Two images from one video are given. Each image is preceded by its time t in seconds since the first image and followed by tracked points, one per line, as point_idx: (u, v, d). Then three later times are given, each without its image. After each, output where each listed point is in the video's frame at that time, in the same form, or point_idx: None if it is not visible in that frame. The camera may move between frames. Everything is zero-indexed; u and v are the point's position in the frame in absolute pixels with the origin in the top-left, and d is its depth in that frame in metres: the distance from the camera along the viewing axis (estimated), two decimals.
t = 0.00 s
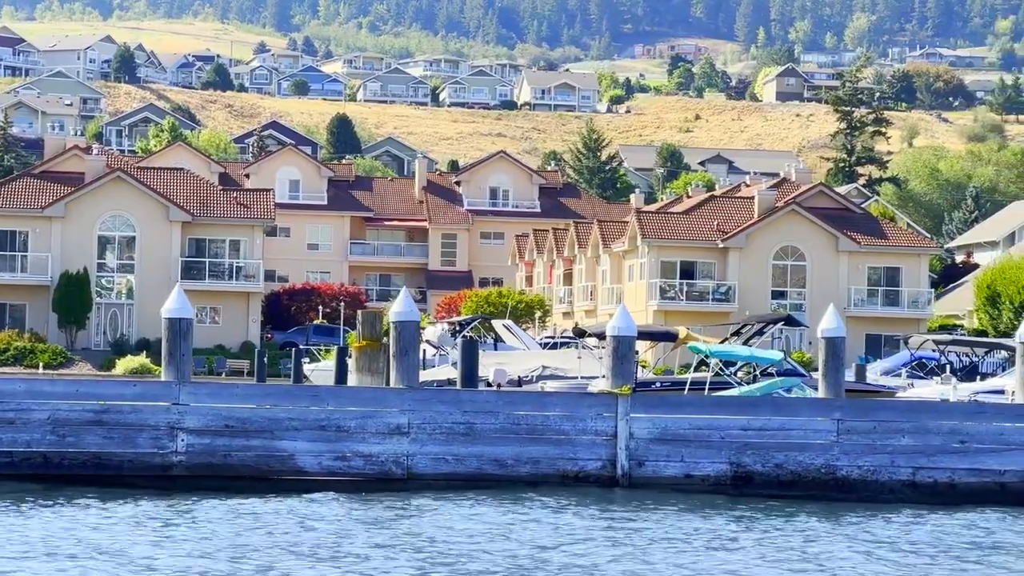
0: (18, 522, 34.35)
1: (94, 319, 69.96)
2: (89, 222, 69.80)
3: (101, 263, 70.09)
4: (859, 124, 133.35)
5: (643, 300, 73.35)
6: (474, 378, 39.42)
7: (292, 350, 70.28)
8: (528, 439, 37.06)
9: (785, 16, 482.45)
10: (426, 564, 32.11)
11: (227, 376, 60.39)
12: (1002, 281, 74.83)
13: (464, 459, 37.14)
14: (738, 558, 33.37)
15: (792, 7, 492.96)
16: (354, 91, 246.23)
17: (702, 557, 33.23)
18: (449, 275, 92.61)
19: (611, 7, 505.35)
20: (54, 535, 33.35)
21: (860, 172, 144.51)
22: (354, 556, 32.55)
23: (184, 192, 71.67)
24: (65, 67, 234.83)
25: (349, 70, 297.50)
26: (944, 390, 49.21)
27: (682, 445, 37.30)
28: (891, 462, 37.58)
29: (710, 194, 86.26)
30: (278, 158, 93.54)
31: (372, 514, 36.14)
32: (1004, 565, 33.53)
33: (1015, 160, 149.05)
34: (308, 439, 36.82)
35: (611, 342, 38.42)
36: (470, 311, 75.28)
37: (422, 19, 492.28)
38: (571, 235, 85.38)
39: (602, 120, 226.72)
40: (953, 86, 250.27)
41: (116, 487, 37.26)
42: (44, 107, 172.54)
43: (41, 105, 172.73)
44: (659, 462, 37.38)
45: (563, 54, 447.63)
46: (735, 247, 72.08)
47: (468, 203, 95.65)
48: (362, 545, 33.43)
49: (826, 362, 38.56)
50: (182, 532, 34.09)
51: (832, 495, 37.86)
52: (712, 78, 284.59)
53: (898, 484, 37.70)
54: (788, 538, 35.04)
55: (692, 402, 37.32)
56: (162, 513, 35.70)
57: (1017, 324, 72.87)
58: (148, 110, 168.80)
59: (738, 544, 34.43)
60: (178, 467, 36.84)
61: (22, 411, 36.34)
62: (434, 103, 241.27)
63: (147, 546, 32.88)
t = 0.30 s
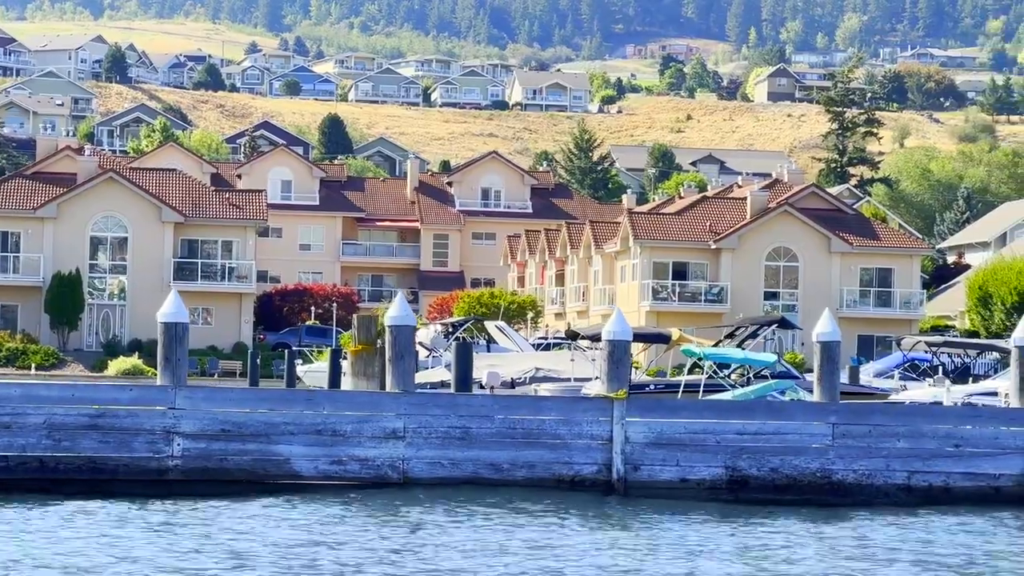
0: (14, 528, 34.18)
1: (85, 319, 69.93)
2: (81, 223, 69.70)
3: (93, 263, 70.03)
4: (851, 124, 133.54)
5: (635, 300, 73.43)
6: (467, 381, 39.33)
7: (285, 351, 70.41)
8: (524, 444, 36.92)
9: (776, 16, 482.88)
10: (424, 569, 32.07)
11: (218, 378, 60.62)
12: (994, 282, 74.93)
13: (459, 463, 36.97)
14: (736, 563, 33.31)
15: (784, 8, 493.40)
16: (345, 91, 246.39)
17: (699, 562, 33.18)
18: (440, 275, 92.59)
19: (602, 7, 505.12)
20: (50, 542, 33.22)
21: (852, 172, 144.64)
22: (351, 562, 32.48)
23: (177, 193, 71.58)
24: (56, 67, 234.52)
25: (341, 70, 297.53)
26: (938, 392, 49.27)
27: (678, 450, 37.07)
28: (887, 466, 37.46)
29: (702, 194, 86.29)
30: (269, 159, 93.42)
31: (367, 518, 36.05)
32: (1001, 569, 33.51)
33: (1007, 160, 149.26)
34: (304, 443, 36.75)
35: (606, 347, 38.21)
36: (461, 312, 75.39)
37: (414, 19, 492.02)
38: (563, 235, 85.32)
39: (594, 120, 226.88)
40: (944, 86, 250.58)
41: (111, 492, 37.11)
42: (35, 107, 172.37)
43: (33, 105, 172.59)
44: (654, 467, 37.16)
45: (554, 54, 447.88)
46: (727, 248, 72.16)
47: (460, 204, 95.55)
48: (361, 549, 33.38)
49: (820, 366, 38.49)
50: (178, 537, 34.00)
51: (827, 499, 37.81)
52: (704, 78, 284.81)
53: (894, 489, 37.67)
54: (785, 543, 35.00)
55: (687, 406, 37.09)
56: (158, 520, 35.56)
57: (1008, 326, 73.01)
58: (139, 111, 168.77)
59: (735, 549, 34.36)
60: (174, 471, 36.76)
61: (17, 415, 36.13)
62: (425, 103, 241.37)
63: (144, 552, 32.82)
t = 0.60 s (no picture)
0: (11, 533, 34.19)
1: (79, 321, 69.87)
2: (75, 224, 69.62)
3: (87, 264, 69.96)
4: (845, 125, 133.69)
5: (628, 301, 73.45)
6: (463, 386, 39.33)
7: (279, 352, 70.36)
8: (520, 448, 36.91)
9: (769, 16, 483.08)
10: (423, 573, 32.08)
11: (211, 378, 60.43)
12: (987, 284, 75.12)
13: (457, 467, 36.95)
14: (734, 567, 33.33)
15: (777, 8, 493.60)
16: (338, 91, 246.53)
17: (697, 567, 33.21)
18: (434, 276, 92.55)
19: (596, 7, 504.86)
20: (48, 546, 33.23)
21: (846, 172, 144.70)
22: (350, 566, 32.49)
23: (171, 194, 71.52)
24: (50, 67, 234.30)
25: (334, 70, 297.46)
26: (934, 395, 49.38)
27: (675, 454, 37.03)
28: (884, 471, 37.56)
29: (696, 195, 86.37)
30: (263, 159, 93.30)
31: (363, 522, 36.04)
32: (998, 573, 33.59)
33: (1000, 161, 149.44)
34: (301, 447, 36.78)
35: (603, 351, 38.18)
36: (455, 313, 75.39)
37: (407, 19, 491.80)
38: (556, 236, 85.26)
39: (587, 120, 226.96)
40: (937, 87, 250.86)
41: (108, 496, 37.15)
42: (29, 107, 172.18)
43: (27, 105, 172.47)
44: (651, 471, 37.13)
45: (547, 54, 447.93)
46: (721, 249, 72.17)
47: (454, 204, 95.53)
48: (359, 554, 33.38)
49: (818, 371, 38.49)
50: (176, 542, 34.03)
51: (824, 504, 37.83)
52: (697, 78, 284.99)
53: (889, 493, 37.76)
54: (781, 548, 35.03)
55: (684, 410, 37.07)
56: (155, 524, 35.57)
57: (1002, 327, 73.14)
58: (133, 111, 168.74)
59: (733, 553, 34.38)
60: (170, 475, 36.77)
61: (14, 420, 36.18)
62: (419, 103, 241.40)
63: (142, 556, 32.83)
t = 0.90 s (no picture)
0: (12, 530, 34.29)
1: (76, 320, 69.81)
2: (72, 223, 69.60)
3: (85, 263, 69.88)
4: (841, 125, 133.83)
5: (625, 300, 73.45)
6: (463, 384, 39.34)
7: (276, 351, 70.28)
8: (521, 447, 36.88)
9: (764, 16, 482.82)
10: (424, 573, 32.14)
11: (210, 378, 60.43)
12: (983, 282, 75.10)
13: (457, 466, 36.94)
14: (734, 566, 33.39)
15: (773, 7, 493.42)
16: (334, 90, 246.47)
17: (697, 565, 33.25)
18: (430, 275, 92.55)
19: (592, 6, 503.72)
20: (49, 544, 33.32)
21: (842, 172, 144.57)
22: (352, 564, 32.54)
23: (168, 193, 71.48)
24: (45, 67, 234.08)
25: (330, 69, 297.15)
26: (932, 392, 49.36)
27: (676, 453, 37.05)
28: (885, 469, 37.58)
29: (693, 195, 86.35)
30: (259, 158, 93.21)
31: (365, 521, 36.06)
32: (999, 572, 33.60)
33: (997, 161, 149.30)
34: (302, 446, 36.82)
35: (603, 349, 38.14)
36: (452, 313, 75.34)
37: (403, 18, 491.24)
38: (554, 236, 85.15)
39: (583, 120, 226.78)
40: (933, 86, 250.68)
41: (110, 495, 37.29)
42: (24, 107, 172.00)
43: (22, 105, 172.27)
44: (652, 470, 37.14)
45: (543, 54, 447.59)
46: (718, 248, 72.17)
47: (451, 203, 95.48)
48: (360, 553, 33.46)
49: (818, 370, 38.52)
50: (176, 540, 34.02)
51: (824, 503, 37.85)
52: (693, 78, 284.73)
53: (891, 492, 37.76)
54: (782, 546, 35.08)
55: (685, 409, 37.05)
56: (156, 522, 35.64)
57: (999, 327, 73.21)
58: (128, 110, 168.60)
59: (733, 551, 34.42)
60: (172, 474, 36.87)
61: (15, 418, 36.31)
62: (415, 103, 241.22)
63: (143, 555, 32.91)
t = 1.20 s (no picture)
0: (15, 528, 34.37)
1: (75, 319, 69.78)
2: (71, 222, 69.59)
3: (83, 263, 69.87)
4: (839, 124, 133.86)
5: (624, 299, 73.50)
6: (464, 382, 39.42)
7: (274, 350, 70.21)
8: (524, 444, 36.90)
9: (762, 15, 482.70)
10: (426, 571, 32.21)
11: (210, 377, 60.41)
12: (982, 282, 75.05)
13: (460, 463, 36.93)
14: (736, 564, 33.46)
15: (771, 7, 493.52)
16: (333, 90, 246.61)
17: (699, 564, 33.31)
18: (429, 275, 92.49)
19: (589, 5, 503.01)
20: (54, 542, 33.41)
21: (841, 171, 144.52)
22: (355, 563, 32.63)
23: (167, 192, 71.44)
24: (44, 66, 234.12)
25: (328, 69, 297.02)
26: (931, 392, 49.40)
27: (678, 450, 37.19)
28: (887, 467, 37.58)
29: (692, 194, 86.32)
30: (258, 157, 93.30)
31: (368, 520, 36.14)
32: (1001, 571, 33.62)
33: (995, 160, 149.25)
34: (305, 444, 36.82)
35: (606, 346, 38.14)
36: (450, 311, 75.30)
37: (401, 18, 491.07)
38: (553, 235, 85.10)
39: (581, 119, 226.80)
40: (931, 86, 250.72)
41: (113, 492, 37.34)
42: (22, 106, 171.95)
43: (21, 104, 172.21)
44: (654, 467, 37.27)
45: (541, 54, 447.43)
46: (716, 248, 72.18)
47: (450, 203, 95.53)
48: (364, 551, 33.53)
49: (821, 367, 38.53)
50: (179, 540, 34.04)
51: (827, 500, 37.91)
52: (691, 78, 284.71)
53: (893, 488, 37.78)
54: (783, 544, 35.13)
55: (687, 407, 37.17)
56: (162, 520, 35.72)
57: (998, 326, 73.25)
58: (127, 110, 168.61)
59: (735, 550, 34.45)
60: (175, 471, 36.97)
61: (18, 416, 36.34)
62: (413, 103, 241.15)
63: (146, 553, 33.02)
